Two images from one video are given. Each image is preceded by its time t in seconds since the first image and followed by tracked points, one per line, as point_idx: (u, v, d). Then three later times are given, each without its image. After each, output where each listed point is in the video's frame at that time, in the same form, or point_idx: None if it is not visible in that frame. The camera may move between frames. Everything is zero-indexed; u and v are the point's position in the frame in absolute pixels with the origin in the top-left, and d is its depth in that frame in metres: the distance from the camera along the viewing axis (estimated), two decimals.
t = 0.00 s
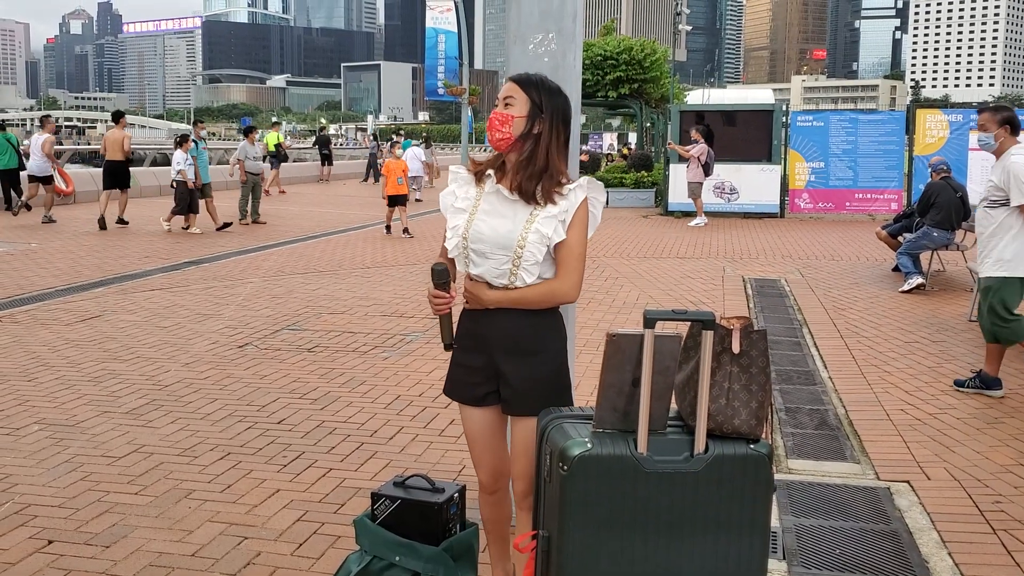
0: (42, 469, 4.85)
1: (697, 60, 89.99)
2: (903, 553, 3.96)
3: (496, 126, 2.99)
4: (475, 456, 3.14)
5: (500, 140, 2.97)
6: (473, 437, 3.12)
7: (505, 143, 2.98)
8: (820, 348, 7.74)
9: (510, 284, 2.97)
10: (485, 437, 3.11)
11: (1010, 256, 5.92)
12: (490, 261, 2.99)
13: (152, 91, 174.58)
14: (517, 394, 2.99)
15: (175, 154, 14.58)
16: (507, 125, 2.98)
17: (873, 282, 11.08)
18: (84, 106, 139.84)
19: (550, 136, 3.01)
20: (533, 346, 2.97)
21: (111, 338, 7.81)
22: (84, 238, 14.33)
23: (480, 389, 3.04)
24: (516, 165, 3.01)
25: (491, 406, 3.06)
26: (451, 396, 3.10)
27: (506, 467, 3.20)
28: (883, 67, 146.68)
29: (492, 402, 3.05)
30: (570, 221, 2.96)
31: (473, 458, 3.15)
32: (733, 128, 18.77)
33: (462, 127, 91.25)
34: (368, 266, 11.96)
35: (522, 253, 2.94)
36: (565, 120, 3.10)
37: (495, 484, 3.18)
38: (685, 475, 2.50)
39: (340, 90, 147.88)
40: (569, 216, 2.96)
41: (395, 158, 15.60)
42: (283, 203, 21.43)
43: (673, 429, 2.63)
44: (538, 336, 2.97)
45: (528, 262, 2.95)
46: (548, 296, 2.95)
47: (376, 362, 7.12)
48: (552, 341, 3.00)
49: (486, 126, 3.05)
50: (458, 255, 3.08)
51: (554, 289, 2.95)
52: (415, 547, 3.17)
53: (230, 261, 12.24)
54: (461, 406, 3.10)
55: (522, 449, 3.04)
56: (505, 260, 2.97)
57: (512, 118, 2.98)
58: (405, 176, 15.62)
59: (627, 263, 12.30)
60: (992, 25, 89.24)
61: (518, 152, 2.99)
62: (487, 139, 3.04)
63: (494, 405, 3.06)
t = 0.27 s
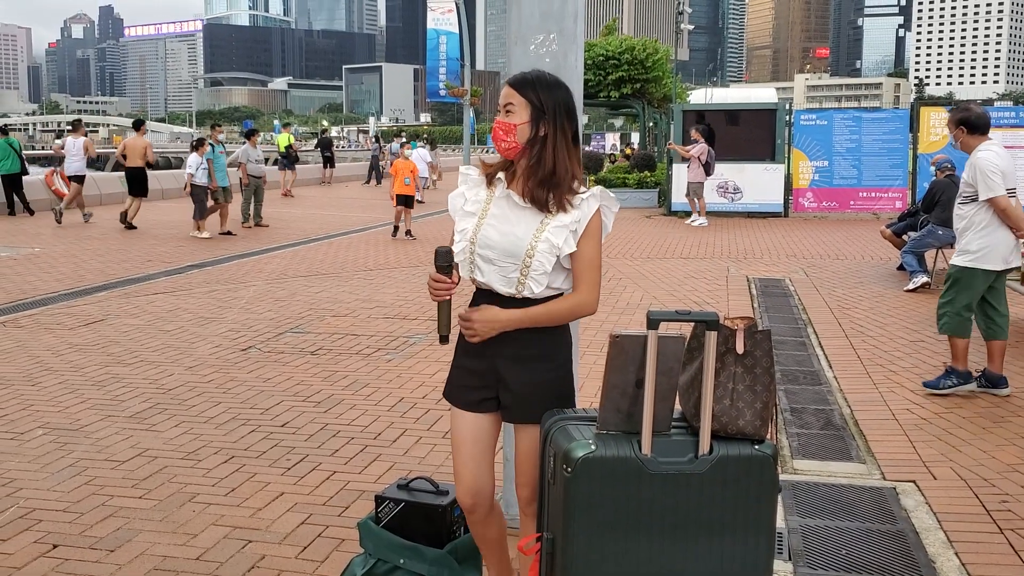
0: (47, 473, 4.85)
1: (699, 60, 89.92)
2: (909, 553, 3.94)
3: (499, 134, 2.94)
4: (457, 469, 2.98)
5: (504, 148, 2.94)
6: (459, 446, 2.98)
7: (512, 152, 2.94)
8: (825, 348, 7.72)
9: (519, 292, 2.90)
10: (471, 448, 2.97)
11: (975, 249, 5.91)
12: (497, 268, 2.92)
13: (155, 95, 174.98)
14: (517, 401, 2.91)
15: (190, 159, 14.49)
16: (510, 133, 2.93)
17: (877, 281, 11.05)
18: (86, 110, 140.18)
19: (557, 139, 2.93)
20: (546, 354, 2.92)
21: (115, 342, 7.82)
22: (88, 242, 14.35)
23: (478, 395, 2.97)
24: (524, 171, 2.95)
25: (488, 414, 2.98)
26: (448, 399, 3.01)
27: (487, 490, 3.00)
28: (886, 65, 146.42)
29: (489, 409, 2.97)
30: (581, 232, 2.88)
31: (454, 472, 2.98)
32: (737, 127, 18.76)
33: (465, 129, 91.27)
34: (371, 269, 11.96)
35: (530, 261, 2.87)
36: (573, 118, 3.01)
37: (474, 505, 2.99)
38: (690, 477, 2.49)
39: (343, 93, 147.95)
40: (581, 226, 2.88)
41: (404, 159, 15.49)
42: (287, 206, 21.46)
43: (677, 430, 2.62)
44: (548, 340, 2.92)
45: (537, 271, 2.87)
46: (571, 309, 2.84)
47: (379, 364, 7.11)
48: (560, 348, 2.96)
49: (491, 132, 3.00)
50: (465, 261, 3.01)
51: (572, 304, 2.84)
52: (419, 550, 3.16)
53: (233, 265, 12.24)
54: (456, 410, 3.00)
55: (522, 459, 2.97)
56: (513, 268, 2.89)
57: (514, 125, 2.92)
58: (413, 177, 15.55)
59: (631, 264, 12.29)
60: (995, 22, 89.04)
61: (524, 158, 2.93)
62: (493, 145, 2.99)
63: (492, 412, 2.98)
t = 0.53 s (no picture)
0: (56, 470, 4.86)
1: (709, 62, 89.77)
2: (917, 558, 3.92)
3: (498, 141, 2.91)
4: (467, 464, 2.97)
5: (505, 155, 2.92)
6: (468, 443, 2.98)
7: (511, 159, 2.92)
8: (835, 351, 7.69)
9: (529, 306, 2.88)
10: (481, 443, 2.97)
11: (939, 253, 6.05)
12: (505, 282, 2.89)
13: (166, 95, 175.79)
14: (525, 401, 2.91)
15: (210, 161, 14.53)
16: (509, 140, 2.90)
17: (887, 285, 11.02)
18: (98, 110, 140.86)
19: (557, 143, 2.89)
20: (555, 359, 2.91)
21: (124, 341, 7.84)
22: (98, 242, 14.40)
23: (485, 394, 2.96)
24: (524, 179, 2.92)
25: (495, 412, 2.98)
26: (457, 399, 3.01)
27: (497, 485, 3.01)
28: (897, 68, 145.97)
29: (496, 408, 2.97)
30: (591, 240, 2.89)
31: (465, 466, 2.97)
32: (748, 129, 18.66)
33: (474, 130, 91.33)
34: (380, 269, 11.98)
35: (541, 275, 2.85)
36: (573, 120, 2.97)
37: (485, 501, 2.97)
38: (698, 479, 2.48)
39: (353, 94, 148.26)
40: (590, 235, 2.88)
41: (416, 162, 15.48)
42: (296, 206, 21.52)
43: (686, 432, 2.61)
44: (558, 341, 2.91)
45: (548, 284, 2.85)
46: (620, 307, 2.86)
47: (387, 364, 7.11)
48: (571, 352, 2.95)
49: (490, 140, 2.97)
50: (472, 273, 2.97)
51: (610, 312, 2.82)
52: (425, 550, 3.16)
53: (242, 264, 12.27)
54: (463, 409, 3.00)
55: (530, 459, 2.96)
56: (522, 283, 2.86)
57: (513, 132, 2.89)
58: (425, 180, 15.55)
59: (639, 266, 12.28)
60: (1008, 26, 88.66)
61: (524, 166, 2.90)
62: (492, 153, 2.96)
63: (500, 412, 2.98)
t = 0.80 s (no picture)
0: (90, 465, 4.93)
1: (744, 65, 89.20)
2: (950, 569, 3.87)
3: (521, 141, 2.92)
4: (487, 463, 2.99)
5: (527, 155, 2.92)
6: (489, 443, 2.98)
7: (534, 158, 2.92)
8: (868, 359, 7.61)
9: (556, 308, 2.88)
10: (503, 443, 2.96)
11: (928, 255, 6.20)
12: (532, 284, 2.89)
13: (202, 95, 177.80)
14: (551, 403, 2.91)
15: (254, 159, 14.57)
16: (531, 139, 2.90)
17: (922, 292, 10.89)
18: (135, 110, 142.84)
19: (580, 144, 2.90)
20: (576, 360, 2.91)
21: (158, 338, 7.93)
22: (134, 239, 14.58)
23: (509, 397, 2.95)
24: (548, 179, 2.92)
25: (519, 415, 2.97)
26: (479, 400, 3.01)
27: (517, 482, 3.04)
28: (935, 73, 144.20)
29: (521, 411, 2.96)
30: (618, 241, 2.90)
31: (484, 466, 2.99)
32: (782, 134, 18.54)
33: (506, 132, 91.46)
34: (411, 270, 12.03)
35: (568, 277, 2.86)
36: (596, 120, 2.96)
37: (502, 499, 2.99)
38: (728, 484, 2.46)
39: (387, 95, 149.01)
40: (617, 235, 2.90)
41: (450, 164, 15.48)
42: (329, 206, 21.67)
43: (716, 437, 2.59)
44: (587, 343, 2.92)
45: (576, 286, 2.86)
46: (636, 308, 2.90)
47: (416, 365, 7.13)
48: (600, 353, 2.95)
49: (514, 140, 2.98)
50: (498, 276, 2.98)
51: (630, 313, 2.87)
52: (453, 550, 3.18)
53: (275, 263, 12.37)
54: (485, 411, 3.00)
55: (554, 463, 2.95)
56: (550, 284, 2.87)
57: (535, 131, 2.89)
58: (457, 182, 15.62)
59: (670, 270, 12.22)
60: None
61: (548, 165, 2.90)
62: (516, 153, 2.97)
63: (523, 413, 2.97)
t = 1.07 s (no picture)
0: (99, 467, 4.95)
1: (751, 65, 89.13)
2: (960, 568, 3.86)
3: (521, 142, 2.95)
4: (485, 463, 3.03)
5: (529, 154, 2.93)
6: (486, 443, 3.01)
7: (535, 158, 2.93)
8: (877, 358, 7.59)
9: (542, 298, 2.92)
10: (498, 443, 2.99)
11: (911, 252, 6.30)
12: (519, 274, 2.93)
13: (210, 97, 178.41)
14: (540, 403, 2.90)
15: (274, 163, 14.48)
16: (532, 140, 2.92)
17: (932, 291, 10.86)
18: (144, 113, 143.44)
19: (578, 141, 2.91)
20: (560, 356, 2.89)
21: (167, 340, 7.96)
22: (143, 241, 14.64)
23: (502, 395, 2.96)
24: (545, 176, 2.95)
25: (510, 413, 2.98)
26: (473, 401, 3.02)
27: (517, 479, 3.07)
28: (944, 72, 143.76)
29: (512, 410, 2.96)
30: (605, 236, 2.88)
31: (483, 465, 3.03)
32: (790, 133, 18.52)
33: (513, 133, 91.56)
34: (419, 271, 12.05)
35: (554, 268, 2.89)
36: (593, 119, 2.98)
37: (502, 495, 3.03)
38: (737, 483, 2.47)
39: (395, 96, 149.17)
40: (604, 230, 2.87)
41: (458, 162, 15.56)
42: (338, 208, 21.73)
43: (725, 437, 2.60)
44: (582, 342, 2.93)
45: (561, 278, 2.88)
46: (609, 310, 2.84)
47: (425, 366, 7.15)
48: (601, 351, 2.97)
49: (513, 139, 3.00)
50: (489, 267, 3.02)
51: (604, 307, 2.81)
52: (462, 550, 3.20)
53: (283, 265, 12.41)
54: (480, 412, 3.01)
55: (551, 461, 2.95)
56: (536, 275, 2.92)
57: (535, 132, 2.91)
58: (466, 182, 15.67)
59: (678, 270, 12.22)
60: None
61: (548, 165, 2.91)
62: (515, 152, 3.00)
63: (515, 413, 2.97)
